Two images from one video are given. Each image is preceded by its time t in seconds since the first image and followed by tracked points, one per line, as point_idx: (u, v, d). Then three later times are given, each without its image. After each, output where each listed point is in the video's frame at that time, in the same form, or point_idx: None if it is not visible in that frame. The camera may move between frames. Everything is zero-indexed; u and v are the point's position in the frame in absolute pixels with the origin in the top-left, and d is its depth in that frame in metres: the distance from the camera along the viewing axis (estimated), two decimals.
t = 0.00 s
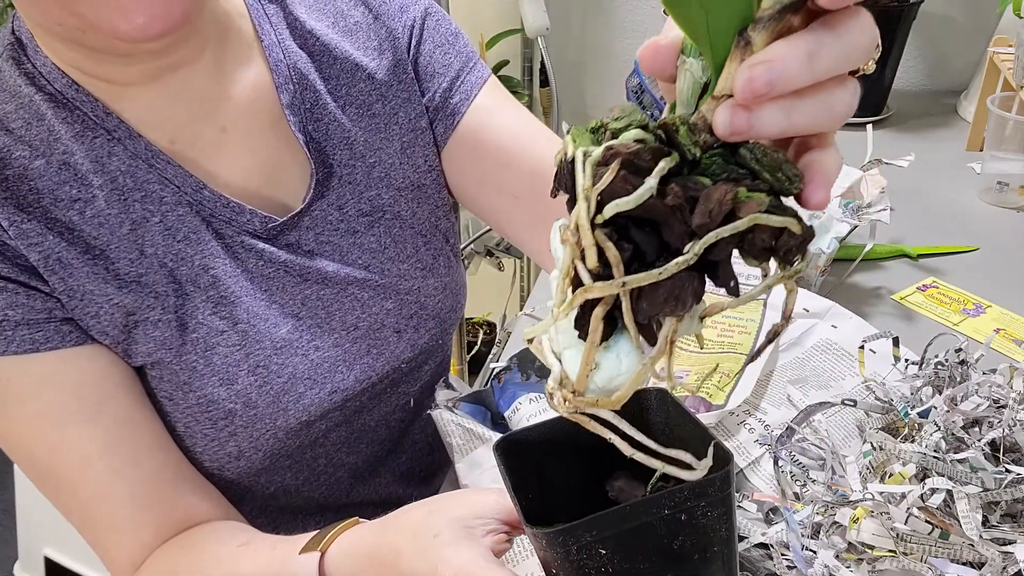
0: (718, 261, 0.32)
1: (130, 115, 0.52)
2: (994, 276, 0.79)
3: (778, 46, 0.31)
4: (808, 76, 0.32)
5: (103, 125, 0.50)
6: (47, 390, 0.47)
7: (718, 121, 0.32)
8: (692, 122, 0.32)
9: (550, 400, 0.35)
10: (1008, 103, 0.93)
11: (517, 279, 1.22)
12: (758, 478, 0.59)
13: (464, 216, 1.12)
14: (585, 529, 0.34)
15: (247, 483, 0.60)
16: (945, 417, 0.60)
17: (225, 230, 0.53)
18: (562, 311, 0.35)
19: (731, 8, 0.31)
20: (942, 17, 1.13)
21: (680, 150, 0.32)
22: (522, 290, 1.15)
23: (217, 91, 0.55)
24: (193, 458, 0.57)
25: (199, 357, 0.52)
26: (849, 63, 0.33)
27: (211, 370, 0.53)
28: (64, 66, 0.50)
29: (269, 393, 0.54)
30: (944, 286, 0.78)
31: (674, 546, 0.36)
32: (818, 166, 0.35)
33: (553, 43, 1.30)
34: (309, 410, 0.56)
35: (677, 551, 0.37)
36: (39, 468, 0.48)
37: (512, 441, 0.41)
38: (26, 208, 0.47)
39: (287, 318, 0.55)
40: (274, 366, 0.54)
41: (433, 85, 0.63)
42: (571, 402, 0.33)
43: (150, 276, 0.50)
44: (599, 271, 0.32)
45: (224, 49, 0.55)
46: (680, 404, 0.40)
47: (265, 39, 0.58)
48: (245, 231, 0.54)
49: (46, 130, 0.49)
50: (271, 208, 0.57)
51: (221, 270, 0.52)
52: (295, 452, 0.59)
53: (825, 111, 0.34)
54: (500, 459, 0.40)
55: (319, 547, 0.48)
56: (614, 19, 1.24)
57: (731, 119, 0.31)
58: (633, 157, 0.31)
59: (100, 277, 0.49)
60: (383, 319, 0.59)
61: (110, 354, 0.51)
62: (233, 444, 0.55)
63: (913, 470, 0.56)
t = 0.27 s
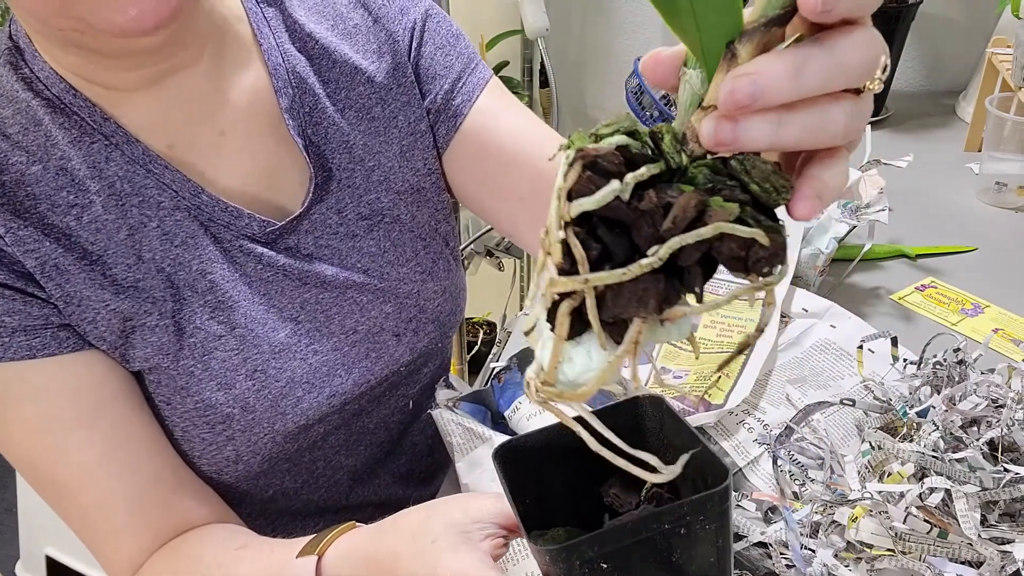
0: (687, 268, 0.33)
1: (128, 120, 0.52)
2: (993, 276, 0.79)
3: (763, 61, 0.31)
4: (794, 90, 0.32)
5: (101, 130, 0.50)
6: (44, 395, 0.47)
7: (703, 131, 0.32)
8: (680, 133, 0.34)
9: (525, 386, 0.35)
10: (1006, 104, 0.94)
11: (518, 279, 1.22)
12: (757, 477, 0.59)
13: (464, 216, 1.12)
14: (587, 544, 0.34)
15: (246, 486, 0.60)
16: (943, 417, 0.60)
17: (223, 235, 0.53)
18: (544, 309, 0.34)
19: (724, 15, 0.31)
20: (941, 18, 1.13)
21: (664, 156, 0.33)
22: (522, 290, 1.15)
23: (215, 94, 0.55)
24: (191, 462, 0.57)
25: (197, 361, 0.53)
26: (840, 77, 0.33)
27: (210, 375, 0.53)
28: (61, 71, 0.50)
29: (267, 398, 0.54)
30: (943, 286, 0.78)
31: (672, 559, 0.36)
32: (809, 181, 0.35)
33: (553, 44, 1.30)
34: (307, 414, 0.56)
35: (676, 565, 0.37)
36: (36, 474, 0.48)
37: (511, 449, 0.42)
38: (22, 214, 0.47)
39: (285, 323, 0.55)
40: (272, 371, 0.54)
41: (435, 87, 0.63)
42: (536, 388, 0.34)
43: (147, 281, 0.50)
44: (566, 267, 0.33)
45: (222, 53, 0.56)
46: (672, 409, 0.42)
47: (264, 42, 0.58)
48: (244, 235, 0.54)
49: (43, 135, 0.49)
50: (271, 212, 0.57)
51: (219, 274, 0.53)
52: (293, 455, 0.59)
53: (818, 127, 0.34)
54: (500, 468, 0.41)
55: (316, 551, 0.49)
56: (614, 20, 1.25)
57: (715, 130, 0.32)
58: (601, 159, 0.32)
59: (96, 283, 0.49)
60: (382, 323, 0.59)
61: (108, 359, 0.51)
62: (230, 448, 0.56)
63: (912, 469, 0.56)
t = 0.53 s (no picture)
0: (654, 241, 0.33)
1: (115, 123, 0.52)
2: (995, 276, 0.79)
3: (743, 30, 0.31)
4: (775, 60, 0.32)
5: (89, 134, 0.50)
6: (34, 402, 0.47)
7: (683, 102, 0.32)
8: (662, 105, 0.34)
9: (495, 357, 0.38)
10: (1008, 103, 0.93)
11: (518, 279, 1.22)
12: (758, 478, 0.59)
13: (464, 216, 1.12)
14: (581, 564, 0.34)
15: (241, 491, 0.60)
16: (945, 417, 0.59)
17: (214, 239, 0.53)
18: (514, 277, 0.35)
19: None
20: (942, 17, 1.13)
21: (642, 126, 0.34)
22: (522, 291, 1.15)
23: (203, 97, 0.55)
24: (186, 468, 0.57)
25: (189, 367, 0.52)
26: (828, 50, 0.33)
27: (202, 380, 0.53)
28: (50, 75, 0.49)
29: (260, 402, 0.54)
30: (944, 286, 0.78)
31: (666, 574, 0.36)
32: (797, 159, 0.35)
33: (552, 43, 1.30)
34: (302, 418, 0.56)
35: None
36: (30, 481, 0.48)
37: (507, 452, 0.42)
38: (11, 221, 0.47)
39: (278, 327, 0.55)
40: (265, 375, 0.54)
41: (428, 83, 0.63)
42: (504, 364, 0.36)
43: (138, 287, 0.50)
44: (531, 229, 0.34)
45: (207, 52, 0.55)
46: (669, 417, 0.42)
47: (254, 42, 0.58)
48: (235, 239, 0.53)
49: (30, 141, 0.48)
50: (262, 216, 0.57)
51: (211, 278, 0.52)
52: (289, 459, 0.59)
53: (805, 101, 0.34)
54: (495, 471, 0.41)
55: (309, 553, 0.48)
56: (613, 19, 1.25)
57: (694, 101, 0.32)
58: (569, 123, 0.32)
59: (86, 290, 0.49)
60: (378, 325, 0.58)
61: (100, 366, 0.51)
62: (224, 454, 0.55)
63: (913, 470, 0.56)
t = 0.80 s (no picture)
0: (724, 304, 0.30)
1: (107, 125, 0.52)
2: (995, 276, 0.79)
3: (746, 72, 0.28)
4: (782, 95, 0.28)
5: (80, 135, 0.50)
6: (27, 404, 0.47)
7: (692, 154, 0.28)
8: (662, 159, 0.29)
9: (585, 467, 0.32)
10: (1008, 103, 0.93)
11: (518, 279, 1.22)
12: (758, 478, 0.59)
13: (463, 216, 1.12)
14: None
15: (237, 490, 0.60)
16: (945, 417, 0.60)
17: (207, 239, 0.53)
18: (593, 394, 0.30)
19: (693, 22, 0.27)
20: (942, 17, 1.13)
21: (658, 185, 0.28)
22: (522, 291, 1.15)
23: (194, 97, 0.55)
24: (180, 468, 0.57)
25: (182, 367, 0.52)
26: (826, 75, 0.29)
27: (195, 380, 0.53)
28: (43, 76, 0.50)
29: (254, 403, 0.54)
30: (944, 286, 0.78)
31: None
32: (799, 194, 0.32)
33: (552, 44, 1.30)
34: (296, 418, 0.56)
35: None
36: (24, 481, 0.49)
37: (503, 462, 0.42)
38: (3, 222, 0.47)
39: (271, 327, 0.55)
40: (259, 375, 0.54)
41: (417, 83, 0.62)
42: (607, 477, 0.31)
43: (130, 287, 0.50)
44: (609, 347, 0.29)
45: (201, 54, 0.55)
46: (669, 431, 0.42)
47: (246, 42, 0.58)
48: (227, 240, 0.53)
49: (23, 142, 0.48)
50: (255, 217, 0.57)
51: (203, 278, 0.52)
52: (284, 460, 0.59)
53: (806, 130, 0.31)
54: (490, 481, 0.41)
55: (301, 555, 0.48)
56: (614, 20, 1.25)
57: (707, 152, 0.28)
58: (631, 229, 0.27)
59: (79, 291, 0.49)
60: (371, 325, 0.59)
61: (93, 366, 0.51)
62: (218, 453, 0.56)
63: (913, 470, 0.56)
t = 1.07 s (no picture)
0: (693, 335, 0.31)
1: (109, 119, 0.52)
2: (994, 277, 0.79)
3: (699, 113, 0.28)
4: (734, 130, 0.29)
5: (82, 129, 0.50)
6: (27, 394, 0.47)
7: (652, 200, 0.28)
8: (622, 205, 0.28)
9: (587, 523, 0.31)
10: (1008, 103, 0.93)
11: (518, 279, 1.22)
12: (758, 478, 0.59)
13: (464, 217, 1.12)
14: None
15: (236, 484, 0.60)
16: (945, 417, 0.60)
17: (205, 235, 0.53)
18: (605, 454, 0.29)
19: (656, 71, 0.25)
20: (942, 18, 1.13)
21: (631, 237, 0.28)
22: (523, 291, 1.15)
23: (195, 95, 0.55)
24: (178, 460, 0.57)
25: (180, 359, 0.52)
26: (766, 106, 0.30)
27: (193, 373, 0.53)
28: (45, 70, 0.50)
29: (252, 395, 0.54)
30: (944, 286, 0.78)
31: None
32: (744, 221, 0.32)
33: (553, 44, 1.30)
34: (293, 411, 0.56)
35: None
36: (23, 473, 0.49)
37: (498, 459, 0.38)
38: (4, 213, 0.47)
39: (269, 321, 0.55)
40: (257, 368, 0.54)
41: (405, 82, 0.62)
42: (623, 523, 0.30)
43: (130, 279, 0.50)
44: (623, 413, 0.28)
45: (202, 52, 0.56)
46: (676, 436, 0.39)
47: (243, 40, 0.58)
48: (225, 236, 0.54)
49: (24, 135, 0.48)
50: (252, 216, 0.57)
51: (202, 271, 0.52)
52: (282, 454, 0.59)
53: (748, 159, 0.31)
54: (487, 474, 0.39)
55: (296, 543, 0.49)
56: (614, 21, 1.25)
57: (667, 195, 0.28)
58: (645, 302, 0.26)
59: (79, 281, 0.49)
60: (368, 320, 0.59)
61: (92, 357, 0.51)
62: (216, 446, 0.56)
63: (913, 470, 0.56)
